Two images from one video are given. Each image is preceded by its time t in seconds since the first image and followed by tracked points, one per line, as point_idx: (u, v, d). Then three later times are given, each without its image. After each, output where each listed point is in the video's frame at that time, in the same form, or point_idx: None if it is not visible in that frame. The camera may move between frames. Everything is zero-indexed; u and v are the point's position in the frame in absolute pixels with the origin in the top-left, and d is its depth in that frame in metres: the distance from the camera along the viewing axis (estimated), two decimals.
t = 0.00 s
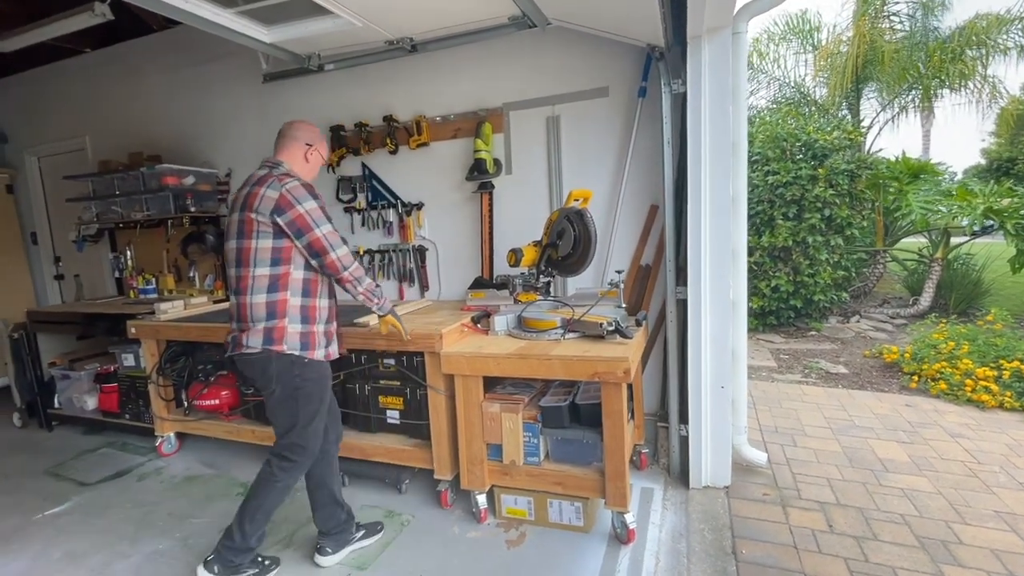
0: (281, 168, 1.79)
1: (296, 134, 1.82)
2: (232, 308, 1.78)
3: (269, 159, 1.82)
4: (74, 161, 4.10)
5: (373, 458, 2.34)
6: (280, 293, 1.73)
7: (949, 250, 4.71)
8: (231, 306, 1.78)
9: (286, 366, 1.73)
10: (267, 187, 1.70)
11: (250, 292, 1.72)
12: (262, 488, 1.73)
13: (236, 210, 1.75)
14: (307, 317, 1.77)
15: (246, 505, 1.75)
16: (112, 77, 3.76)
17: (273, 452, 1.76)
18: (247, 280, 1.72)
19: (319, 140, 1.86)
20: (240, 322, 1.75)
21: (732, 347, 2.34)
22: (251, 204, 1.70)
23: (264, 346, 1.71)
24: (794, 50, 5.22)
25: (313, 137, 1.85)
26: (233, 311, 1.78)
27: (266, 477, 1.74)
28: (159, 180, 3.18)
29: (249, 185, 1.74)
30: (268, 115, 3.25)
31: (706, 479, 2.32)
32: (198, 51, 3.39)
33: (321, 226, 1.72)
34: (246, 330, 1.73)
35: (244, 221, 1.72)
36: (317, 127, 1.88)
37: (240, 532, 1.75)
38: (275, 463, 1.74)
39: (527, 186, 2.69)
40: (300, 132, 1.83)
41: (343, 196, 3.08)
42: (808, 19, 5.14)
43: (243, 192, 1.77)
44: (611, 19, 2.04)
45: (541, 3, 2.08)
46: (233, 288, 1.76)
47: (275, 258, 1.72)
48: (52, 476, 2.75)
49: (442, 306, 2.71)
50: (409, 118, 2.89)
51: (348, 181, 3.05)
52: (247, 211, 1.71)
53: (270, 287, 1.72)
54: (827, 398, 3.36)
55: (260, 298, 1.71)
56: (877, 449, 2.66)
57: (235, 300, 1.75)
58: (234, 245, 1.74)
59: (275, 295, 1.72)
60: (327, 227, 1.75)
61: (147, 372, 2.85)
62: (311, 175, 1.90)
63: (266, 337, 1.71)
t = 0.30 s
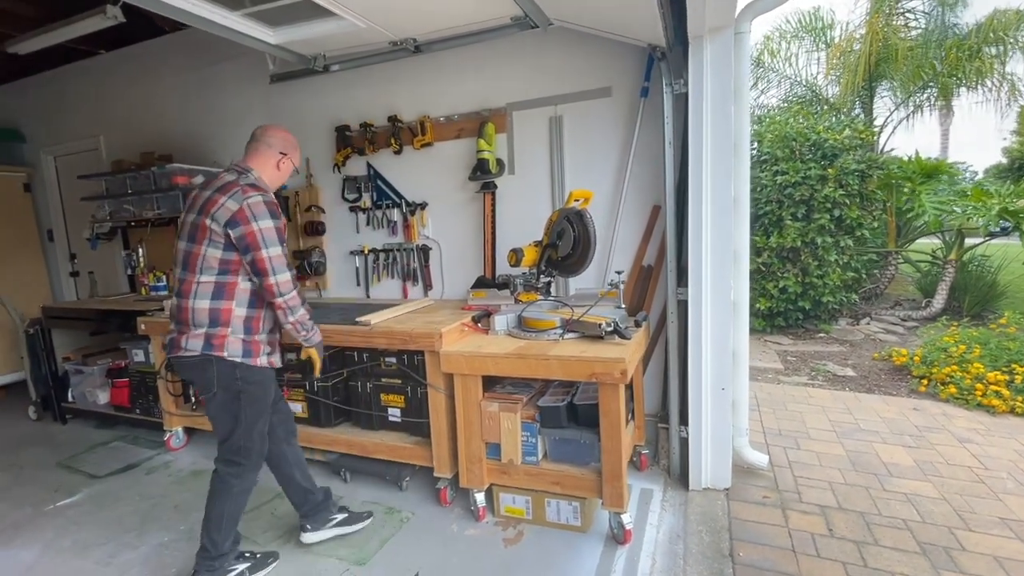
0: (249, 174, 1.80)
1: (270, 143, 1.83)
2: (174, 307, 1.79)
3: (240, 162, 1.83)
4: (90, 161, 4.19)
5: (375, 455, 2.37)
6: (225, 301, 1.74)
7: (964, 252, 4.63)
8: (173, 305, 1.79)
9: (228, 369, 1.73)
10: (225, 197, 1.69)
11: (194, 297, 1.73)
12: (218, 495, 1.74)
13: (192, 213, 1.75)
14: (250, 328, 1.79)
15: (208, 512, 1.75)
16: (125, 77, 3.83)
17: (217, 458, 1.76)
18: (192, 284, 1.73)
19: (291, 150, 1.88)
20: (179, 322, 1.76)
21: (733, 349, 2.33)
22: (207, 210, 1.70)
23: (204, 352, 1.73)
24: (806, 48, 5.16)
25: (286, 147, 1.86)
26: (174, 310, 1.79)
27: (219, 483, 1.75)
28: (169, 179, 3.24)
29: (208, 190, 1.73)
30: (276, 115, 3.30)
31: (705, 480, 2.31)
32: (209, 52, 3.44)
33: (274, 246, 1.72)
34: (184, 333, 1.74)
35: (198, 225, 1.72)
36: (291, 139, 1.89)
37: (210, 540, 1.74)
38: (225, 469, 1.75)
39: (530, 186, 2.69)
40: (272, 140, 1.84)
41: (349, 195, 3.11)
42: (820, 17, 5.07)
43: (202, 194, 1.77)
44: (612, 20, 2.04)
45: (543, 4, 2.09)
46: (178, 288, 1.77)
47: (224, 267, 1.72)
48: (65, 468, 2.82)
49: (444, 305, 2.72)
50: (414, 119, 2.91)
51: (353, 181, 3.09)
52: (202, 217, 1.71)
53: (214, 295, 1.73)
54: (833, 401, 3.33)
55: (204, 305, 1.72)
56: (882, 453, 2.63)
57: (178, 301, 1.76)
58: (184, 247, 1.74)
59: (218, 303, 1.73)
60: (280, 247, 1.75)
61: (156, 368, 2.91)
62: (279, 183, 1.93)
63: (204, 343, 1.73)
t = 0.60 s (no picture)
0: (226, 172, 1.89)
1: (241, 141, 1.92)
2: (159, 305, 1.81)
3: (212, 160, 1.90)
4: (108, 160, 4.30)
5: (380, 450, 2.40)
6: (217, 295, 1.82)
7: (982, 253, 4.53)
8: (158, 302, 1.81)
9: (220, 359, 1.81)
10: (212, 194, 1.76)
11: (186, 292, 1.78)
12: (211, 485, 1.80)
13: (174, 210, 1.79)
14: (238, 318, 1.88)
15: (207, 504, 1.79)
16: (142, 78, 3.92)
17: (207, 446, 1.81)
18: (181, 280, 1.77)
19: (262, 148, 1.99)
20: (169, 318, 1.78)
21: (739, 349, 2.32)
22: (193, 207, 1.76)
23: (199, 344, 1.78)
24: (821, 45, 5.08)
25: (257, 145, 1.97)
26: (159, 307, 1.81)
27: (211, 473, 1.80)
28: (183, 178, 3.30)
29: (189, 187, 1.79)
30: (287, 115, 3.35)
31: (709, 481, 2.30)
32: (223, 54, 3.51)
33: (259, 239, 1.83)
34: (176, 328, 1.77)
35: (184, 223, 1.77)
36: (259, 136, 1.98)
37: (213, 532, 1.80)
38: (216, 457, 1.81)
39: (536, 186, 2.71)
40: (243, 138, 1.93)
41: (358, 195, 3.16)
42: (836, 13, 4.98)
43: (180, 192, 1.81)
44: (618, 20, 2.04)
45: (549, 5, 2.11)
46: (164, 285, 1.79)
47: (213, 262, 1.80)
48: (82, 459, 2.90)
49: (450, 304, 2.75)
50: (422, 119, 2.94)
51: (362, 180, 3.13)
52: (189, 214, 1.76)
53: (206, 289, 1.79)
54: (843, 403, 3.29)
55: (198, 299, 1.78)
56: (891, 456, 2.60)
57: (166, 298, 1.79)
58: (169, 244, 1.78)
59: (211, 297, 1.80)
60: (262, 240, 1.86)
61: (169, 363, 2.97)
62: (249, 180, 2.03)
63: (198, 336, 1.78)
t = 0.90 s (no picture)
0: (199, 180, 2.01)
1: (209, 150, 2.03)
2: (154, 305, 1.86)
3: (181, 169, 1.99)
4: (128, 160, 4.39)
5: (389, 446, 2.43)
6: (212, 293, 1.95)
7: (1001, 253, 4.44)
8: (153, 303, 1.86)
9: (215, 348, 1.91)
10: (203, 201, 1.88)
11: (186, 291, 1.87)
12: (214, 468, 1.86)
13: (163, 216, 1.86)
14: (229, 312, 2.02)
15: (215, 490, 1.85)
16: (160, 79, 4.00)
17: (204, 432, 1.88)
18: (180, 280, 1.87)
19: (227, 155, 2.12)
20: (168, 317, 1.85)
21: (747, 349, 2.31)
22: (185, 213, 1.86)
23: (198, 336, 1.88)
24: (837, 42, 5.01)
25: (222, 152, 2.10)
26: (154, 307, 1.86)
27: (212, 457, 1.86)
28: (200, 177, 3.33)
29: (175, 194, 1.87)
30: (300, 115, 3.40)
31: (715, 480, 2.30)
32: (237, 55, 3.57)
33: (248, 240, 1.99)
34: (177, 324, 1.85)
35: (176, 228, 1.85)
36: (219, 144, 2.10)
37: (225, 515, 1.86)
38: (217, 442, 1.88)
39: (545, 185, 2.72)
40: (209, 146, 2.05)
41: (369, 194, 3.20)
42: (852, 9, 4.89)
43: (164, 199, 1.88)
44: (626, 20, 2.04)
45: (557, 5, 2.11)
46: (160, 286, 1.86)
47: (207, 263, 1.92)
48: (101, 451, 2.98)
49: (458, 302, 2.77)
50: (432, 118, 2.97)
51: (373, 179, 3.17)
52: (181, 219, 1.85)
53: (204, 287, 1.91)
54: (855, 405, 3.25)
55: (197, 297, 1.89)
56: (903, 459, 2.56)
57: (163, 298, 1.86)
58: (162, 248, 1.85)
59: (207, 294, 1.92)
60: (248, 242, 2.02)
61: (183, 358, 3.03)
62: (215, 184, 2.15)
63: (199, 330, 1.88)
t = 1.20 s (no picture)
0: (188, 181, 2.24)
1: (195, 155, 2.28)
2: (161, 297, 2.07)
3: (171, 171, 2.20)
4: (142, 160, 4.46)
5: (396, 443, 2.44)
6: (209, 285, 2.24)
7: (1018, 253, 4.37)
8: (159, 295, 2.07)
9: (216, 330, 2.26)
10: (203, 202, 2.17)
11: (191, 284, 2.14)
12: (227, 427, 2.26)
13: (166, 215, 2.08)
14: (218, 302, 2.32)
15: (227, 444, 2.26)
16: (173, 81, 4.06)
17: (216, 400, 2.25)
18: (184, 274, 2.12)
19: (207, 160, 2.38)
20: (178, 307, 2.09)
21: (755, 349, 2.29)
22: (188, 213, 2.12)
23: (204, 323, 2.18)
24: (850, 40, 4.95)
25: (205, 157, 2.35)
26: (160, 300, 2.07)
27: (224, 420, 2.26)
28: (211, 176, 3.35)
29: (174, 195, 2.10)
30: (311, 115, 3.43)
31: (724, 481, 2.28)
32: (249, 56, 3.61)
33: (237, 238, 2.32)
34: (186, 314, 2.12)
35: (179, 226, 2.10)
36: (201, 148, 2.35)
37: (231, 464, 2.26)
38: (224, 408, 2.27)
39: (552, 183, 2.72)
40: (195, 151, 2.30)
41: (378, 193, 3.22)
42: (865, 7, 4.84)
43: (163, 199, 2.09)
44: (634, 18, 2.04)
45: (565, 4, 2.12)
46: (165, 280, 2.08)
47: (204, 258, 2.20)
48: (115, 446, 3.03)
49: (466, 300, 2.78)
50: (440, 118, 2.98)
51: (382, 179, 3.19)
52: (185, 218, 2.11)
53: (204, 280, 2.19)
54: (866, 406, 3.22)
55: (200, 289, 2.17)
56: (915, 461, 2.53)
57: (169, 291, 2.09)
58: (167, 244, 2.08)
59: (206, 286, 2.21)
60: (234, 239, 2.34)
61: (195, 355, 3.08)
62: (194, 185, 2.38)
63: (204, 319, 2.18)
